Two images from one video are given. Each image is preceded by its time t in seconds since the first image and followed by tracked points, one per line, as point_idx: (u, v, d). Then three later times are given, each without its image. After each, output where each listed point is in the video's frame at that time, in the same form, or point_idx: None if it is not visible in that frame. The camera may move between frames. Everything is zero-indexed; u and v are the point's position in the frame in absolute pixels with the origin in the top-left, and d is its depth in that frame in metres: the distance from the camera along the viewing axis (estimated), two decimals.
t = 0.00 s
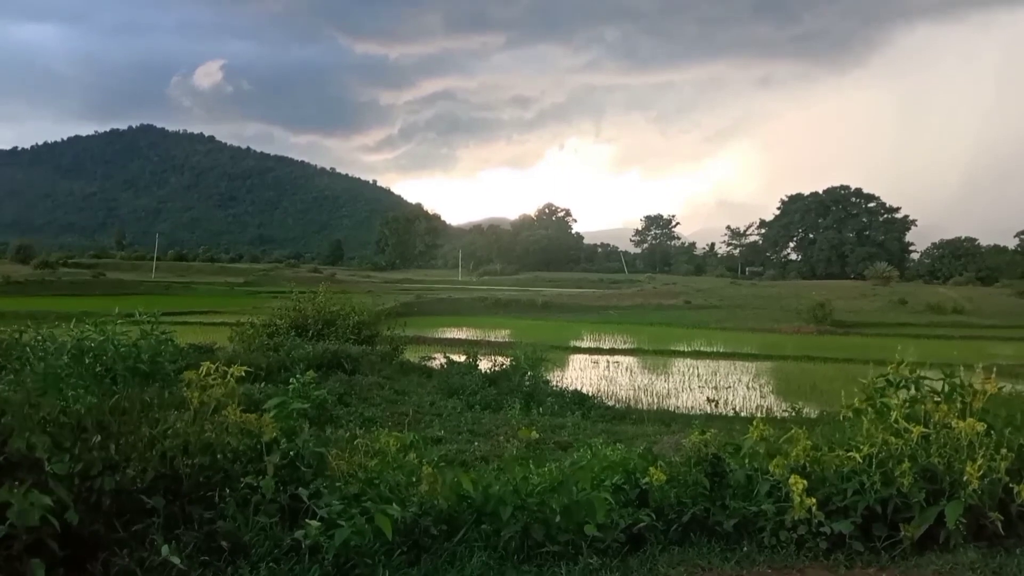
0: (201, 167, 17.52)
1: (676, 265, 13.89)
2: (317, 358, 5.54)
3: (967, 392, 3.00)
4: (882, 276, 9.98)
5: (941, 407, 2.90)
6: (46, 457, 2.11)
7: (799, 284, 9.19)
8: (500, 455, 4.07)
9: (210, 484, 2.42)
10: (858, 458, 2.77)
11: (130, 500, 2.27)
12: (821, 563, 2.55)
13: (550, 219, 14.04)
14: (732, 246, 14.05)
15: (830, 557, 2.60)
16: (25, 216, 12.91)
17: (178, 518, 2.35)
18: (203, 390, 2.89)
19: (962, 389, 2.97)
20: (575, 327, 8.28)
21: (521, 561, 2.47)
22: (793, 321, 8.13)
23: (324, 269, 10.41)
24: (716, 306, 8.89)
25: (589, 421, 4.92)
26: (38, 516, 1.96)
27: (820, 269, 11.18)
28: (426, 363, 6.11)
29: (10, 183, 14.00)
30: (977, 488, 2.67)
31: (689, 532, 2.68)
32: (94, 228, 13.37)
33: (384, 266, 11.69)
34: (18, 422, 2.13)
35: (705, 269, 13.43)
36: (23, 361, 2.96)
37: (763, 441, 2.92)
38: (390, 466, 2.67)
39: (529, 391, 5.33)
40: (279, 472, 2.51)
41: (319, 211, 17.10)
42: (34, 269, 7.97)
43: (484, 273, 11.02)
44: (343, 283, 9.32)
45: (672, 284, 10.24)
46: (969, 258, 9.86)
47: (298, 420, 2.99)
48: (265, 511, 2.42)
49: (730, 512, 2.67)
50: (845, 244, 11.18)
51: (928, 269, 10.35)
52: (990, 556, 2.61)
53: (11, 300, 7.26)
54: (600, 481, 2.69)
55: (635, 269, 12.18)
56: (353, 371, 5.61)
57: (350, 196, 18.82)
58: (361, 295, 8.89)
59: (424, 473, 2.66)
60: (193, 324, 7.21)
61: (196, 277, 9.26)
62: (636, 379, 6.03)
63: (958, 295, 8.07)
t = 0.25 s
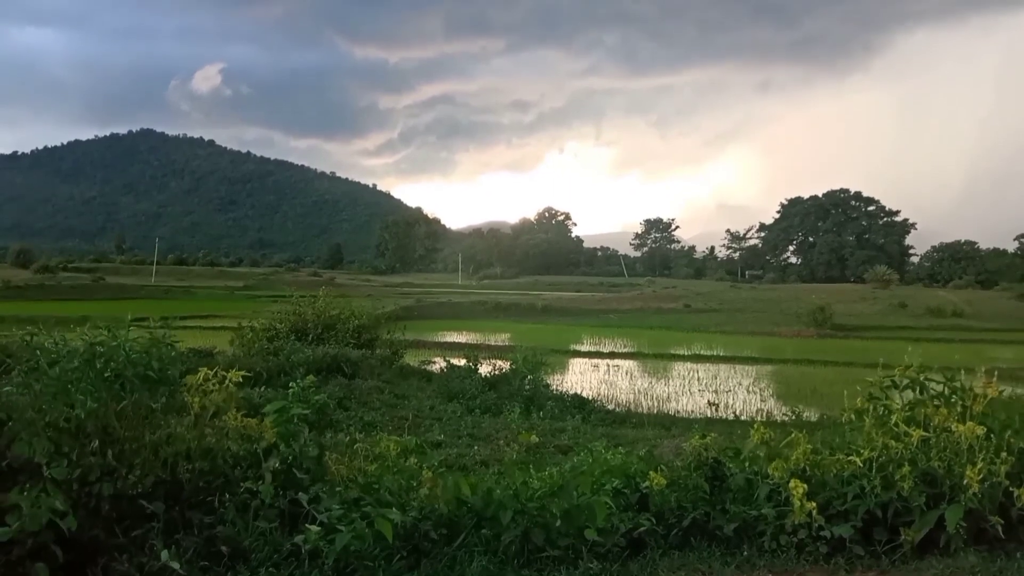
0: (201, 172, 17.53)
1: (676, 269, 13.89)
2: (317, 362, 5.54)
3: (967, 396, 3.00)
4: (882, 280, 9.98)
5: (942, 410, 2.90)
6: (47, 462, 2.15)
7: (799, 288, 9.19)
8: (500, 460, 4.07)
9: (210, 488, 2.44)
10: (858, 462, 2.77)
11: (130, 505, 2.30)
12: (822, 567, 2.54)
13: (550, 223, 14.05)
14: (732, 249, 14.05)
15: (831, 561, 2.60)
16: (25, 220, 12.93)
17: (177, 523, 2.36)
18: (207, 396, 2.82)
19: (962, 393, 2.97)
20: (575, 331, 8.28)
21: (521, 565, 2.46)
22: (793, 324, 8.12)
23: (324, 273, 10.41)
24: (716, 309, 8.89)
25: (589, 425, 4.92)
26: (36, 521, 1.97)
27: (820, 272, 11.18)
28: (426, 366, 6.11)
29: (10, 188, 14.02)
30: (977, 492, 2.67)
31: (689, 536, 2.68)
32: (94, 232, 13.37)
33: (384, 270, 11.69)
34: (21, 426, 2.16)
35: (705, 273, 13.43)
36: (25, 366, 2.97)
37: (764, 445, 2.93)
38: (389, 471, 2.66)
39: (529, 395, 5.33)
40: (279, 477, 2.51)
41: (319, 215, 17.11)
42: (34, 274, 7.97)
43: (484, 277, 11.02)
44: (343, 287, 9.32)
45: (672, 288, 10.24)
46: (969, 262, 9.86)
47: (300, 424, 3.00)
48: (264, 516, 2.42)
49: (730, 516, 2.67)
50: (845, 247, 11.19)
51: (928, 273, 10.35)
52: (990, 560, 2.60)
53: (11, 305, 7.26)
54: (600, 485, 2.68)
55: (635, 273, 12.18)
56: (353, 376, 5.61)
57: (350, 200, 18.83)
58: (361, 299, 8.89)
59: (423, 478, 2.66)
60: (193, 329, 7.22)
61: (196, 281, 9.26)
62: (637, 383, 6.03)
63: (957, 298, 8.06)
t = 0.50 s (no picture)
0: (202, 176, 17.55)
1: (677, 272, 13.89)
2: (318, 365, 5.54)
3: (968, 399, 3.00)
4: (883, 283, 9.99)
5: (942, 414, 2.90)
6: (45, 466, 2.14)
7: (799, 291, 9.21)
8: (500, 463, 4.07)
9: (209, 492, 2.44)
10: (858, 465, 2.77)
11: (130, 509, 2.30)
12: (823, 569, 2.52)
13: (550, 227, 14.06)
14: (732, 253, 14.06)
15: (832, 565, 2.59)
16: (26, 224, 12.94)
17: (178, 527, 2.36)
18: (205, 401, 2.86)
19: (962, 397, 2.98)
20: (575, 334, 8.28)
21: (521, 569, 2.46)
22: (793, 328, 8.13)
23: (324, 277, 10.41)
24: (716, 313, 8.89)
25: (589, 429, 4.92)
26: (31, 527, 1.96)
27: (820, 276, 11.18)
28: (427, 370, 6.11)
29: (11, 193, 14.04)
30: (978, 495, 2.67)
31: (690, 540, 2.68)
32: (95, 236, 13.38)
33: (384, 273, 11.70)
34: (18, 431, 2.15)
35: (705, 276, 13.44)
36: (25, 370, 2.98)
37: (763, 448, 2.94)
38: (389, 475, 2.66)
39: (529, 399, 5.33)
40: (279, 481, 2.50)
41: (320, 219, 17.13)
42: (35, 278, 7.97)
43: (485, 281, 11.03)
44: (343, 291, 9.33)
45: (672, 291, 10.24)
46: (969, 265, 9.86)
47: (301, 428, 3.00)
48: (265, 520, 2.41)
49: (730, 520, 2.67)
50: (845, 251, 11.19)
51: (928, 276, 10.36)
52: (991, 564, 2.59)
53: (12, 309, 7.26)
54: (601, 489, 2.68)
55: (635, 276, 12.18)
56: (353, 379, 5.61)
57: (350, 204, 18.85)
58: (361, 303, 8.89)
59: (424, 482, 2.66)
60: (193, 333, 7.21)
61: (197, 285, 9.26)
62: (637, 387, 6.03)
63: (957, 302, 8.06)
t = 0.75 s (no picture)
0: (209, 183, 17.62)
1: (683, 278, 13.87)
2: (324, 372, 5.55)
3: (974, 405, 3.00)
4: (890, 289, 9.95)
5: (948, 421, 2.90)
6: (53, 474, 2.16)
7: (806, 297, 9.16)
8: (506, 470, 4.06)
9: (216, 499, 2.44)
10: (866, 472, 2.76)
11: (137, 516, 2.32)
12: None
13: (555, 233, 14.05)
14: (739, 258, 14.02)
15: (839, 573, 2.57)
16: (35, 231, 13.02)
17: (185, 533, 2.37)
18: (213, 406, 2.83)
19: (968, 403, 2.98)
20: (581, 340, 8.27)
21: None
22: (800, 334, 8.10)
23: (330, 283, 10.43)
24: (723, 319, 8.87)
25: (595, 435, 4.91)
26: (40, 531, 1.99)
27: (827, 281, 11.14)
28: (432, 377, 6.11)
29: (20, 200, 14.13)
30: (986, 503, 2.65)
31: (697, 547, 2.67)
32: (102, 243, 13.44)
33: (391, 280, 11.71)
34: (27, 438, 2.19)
35: (712, 282, 13.41)
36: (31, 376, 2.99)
37: (771, 455, 2.92)
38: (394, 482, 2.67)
39: (536, 406, 5.32)
40: (284, 489, 2.48)
41: (326, 226, 17.18)
42: (43, 284, 8.02)
43: (491, 287, 11.03)
44: (350, 297, 9.34)
45: (679, 297, 10.20)
46: (977, 271, 9.81)
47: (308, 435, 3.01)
48: (271, 527, 2.42)
49: (738, 527, 2.66)
50: (852, 256, 11.16)
51: (936, 282, 10.30)
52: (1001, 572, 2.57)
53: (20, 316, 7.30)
54: (607, 496, 2.68)
55: (641, 282, 12.16)
56: (360, 386, 5.62)
57: (356, 210, 18.90)
58: (368, 309, 8.90)
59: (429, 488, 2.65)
60: (200, 339, 7.23)
61: (204, 291, 9.29)
62: (644, 393, 6.02)
63: (965, 308, 8.00)
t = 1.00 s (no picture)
0: (215, 190, 17.66)
1: (689, 284, 13.84)
2: (330, 378, 5.57)
3: (981, 411, 3.01)
4: (897, 295, 9.91)
5: (956, 428, 2.90)
6: (62, 479, 2.18)
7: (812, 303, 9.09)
8: (512, 476, 4.06)
9: (223, 506, 2.46)
10: (873, 480, 2.75)
11: (144, 523, 2.33)
12: None
13: (561, 239, 14.06)
14: (745, 265, 14.00)
15: None
16: (43, 238, 13.07)
17: (191, 540, 2.39)
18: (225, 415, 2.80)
19: (975, 410, 2.99)
20: (587, 347, 8.27)
21: None
22: (807, 340, 8.07)
23: (336, 289, 10.45)
24: (729, 325, 8.84)
25: (602, 442, 4.90)
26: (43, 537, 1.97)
27: (834, 288, 11.10)
28: (438, 383, 6.11)
29: (28, 208, 14.22)
30: (995, 510, 2.63)
31: (703, 555, 2.67)
32: (110, 250, 13.50)
33: (397, 286, 11.72)
34: (35, 443, 2.19)
35: (718, 288, 13.38)
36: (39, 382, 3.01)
37: (778, 462, 2.90)
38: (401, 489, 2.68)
39: (541, 412, 5.32)
40: (293, 493, 2.51)
41: (332, 232, 17.23)
42: (51, 291, 8.06)
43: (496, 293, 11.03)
44: (356, 303, 9.35)
45: (685, 304, 10.17)
46: (985, 276, 9.76)
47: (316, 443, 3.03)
48: (277, 533, 2.42)
49: (745, 535, 2.65)
50: (859, 262, 11.12)
51: (943, 288, 10.25)
52: None
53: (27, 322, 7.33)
54: (613, 503, 2.68)
55: (647, 288, 12.16)
56: (366, 392, 5.62)
57: (362, 216, 18.95)
58: (373, 315, 8.91)
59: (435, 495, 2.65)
60: (207, 345, 7.26)
61: (210, 298, 9.32)
62: (650, 400, 6.00)
63: (973, 314, 7.97)
